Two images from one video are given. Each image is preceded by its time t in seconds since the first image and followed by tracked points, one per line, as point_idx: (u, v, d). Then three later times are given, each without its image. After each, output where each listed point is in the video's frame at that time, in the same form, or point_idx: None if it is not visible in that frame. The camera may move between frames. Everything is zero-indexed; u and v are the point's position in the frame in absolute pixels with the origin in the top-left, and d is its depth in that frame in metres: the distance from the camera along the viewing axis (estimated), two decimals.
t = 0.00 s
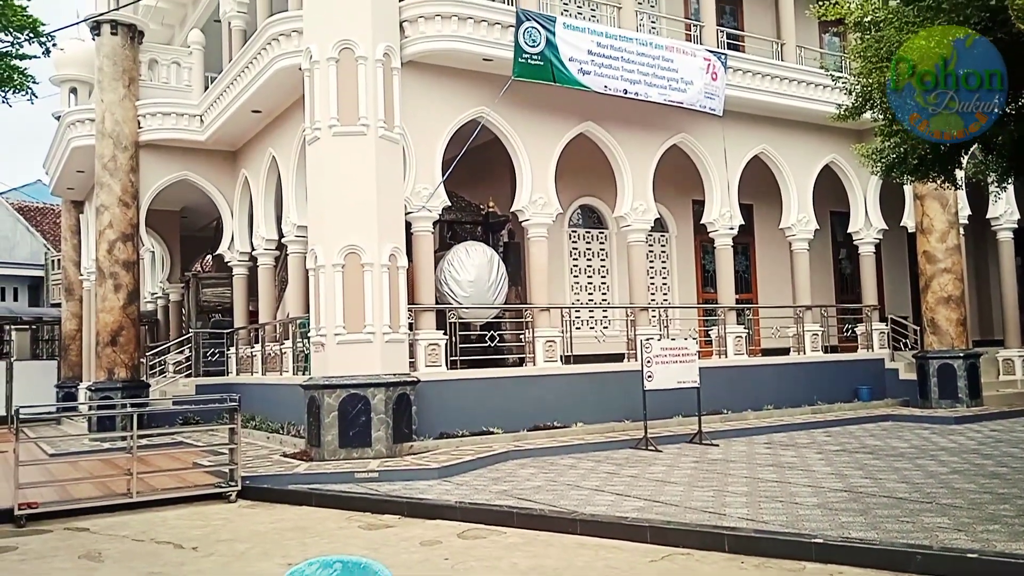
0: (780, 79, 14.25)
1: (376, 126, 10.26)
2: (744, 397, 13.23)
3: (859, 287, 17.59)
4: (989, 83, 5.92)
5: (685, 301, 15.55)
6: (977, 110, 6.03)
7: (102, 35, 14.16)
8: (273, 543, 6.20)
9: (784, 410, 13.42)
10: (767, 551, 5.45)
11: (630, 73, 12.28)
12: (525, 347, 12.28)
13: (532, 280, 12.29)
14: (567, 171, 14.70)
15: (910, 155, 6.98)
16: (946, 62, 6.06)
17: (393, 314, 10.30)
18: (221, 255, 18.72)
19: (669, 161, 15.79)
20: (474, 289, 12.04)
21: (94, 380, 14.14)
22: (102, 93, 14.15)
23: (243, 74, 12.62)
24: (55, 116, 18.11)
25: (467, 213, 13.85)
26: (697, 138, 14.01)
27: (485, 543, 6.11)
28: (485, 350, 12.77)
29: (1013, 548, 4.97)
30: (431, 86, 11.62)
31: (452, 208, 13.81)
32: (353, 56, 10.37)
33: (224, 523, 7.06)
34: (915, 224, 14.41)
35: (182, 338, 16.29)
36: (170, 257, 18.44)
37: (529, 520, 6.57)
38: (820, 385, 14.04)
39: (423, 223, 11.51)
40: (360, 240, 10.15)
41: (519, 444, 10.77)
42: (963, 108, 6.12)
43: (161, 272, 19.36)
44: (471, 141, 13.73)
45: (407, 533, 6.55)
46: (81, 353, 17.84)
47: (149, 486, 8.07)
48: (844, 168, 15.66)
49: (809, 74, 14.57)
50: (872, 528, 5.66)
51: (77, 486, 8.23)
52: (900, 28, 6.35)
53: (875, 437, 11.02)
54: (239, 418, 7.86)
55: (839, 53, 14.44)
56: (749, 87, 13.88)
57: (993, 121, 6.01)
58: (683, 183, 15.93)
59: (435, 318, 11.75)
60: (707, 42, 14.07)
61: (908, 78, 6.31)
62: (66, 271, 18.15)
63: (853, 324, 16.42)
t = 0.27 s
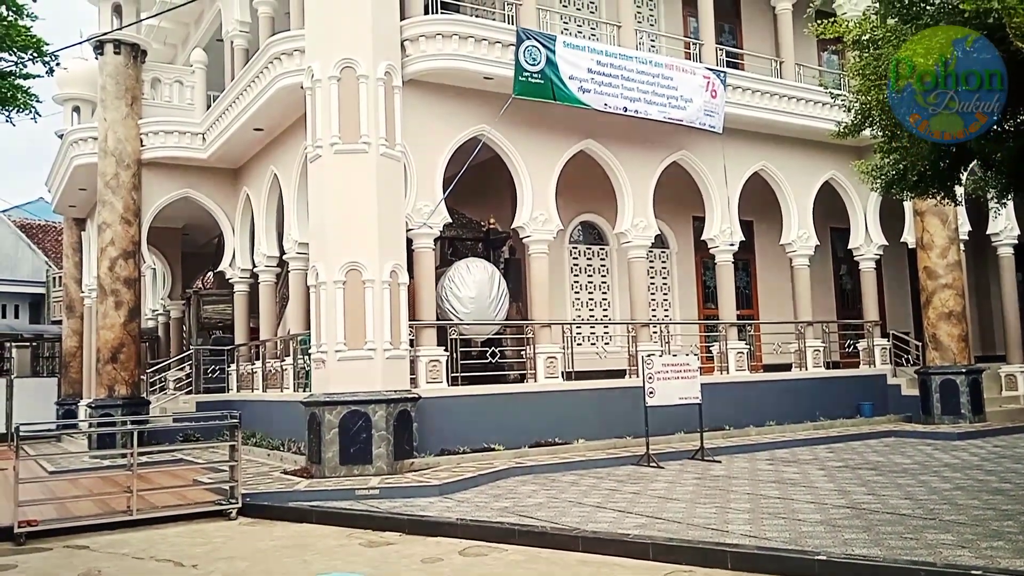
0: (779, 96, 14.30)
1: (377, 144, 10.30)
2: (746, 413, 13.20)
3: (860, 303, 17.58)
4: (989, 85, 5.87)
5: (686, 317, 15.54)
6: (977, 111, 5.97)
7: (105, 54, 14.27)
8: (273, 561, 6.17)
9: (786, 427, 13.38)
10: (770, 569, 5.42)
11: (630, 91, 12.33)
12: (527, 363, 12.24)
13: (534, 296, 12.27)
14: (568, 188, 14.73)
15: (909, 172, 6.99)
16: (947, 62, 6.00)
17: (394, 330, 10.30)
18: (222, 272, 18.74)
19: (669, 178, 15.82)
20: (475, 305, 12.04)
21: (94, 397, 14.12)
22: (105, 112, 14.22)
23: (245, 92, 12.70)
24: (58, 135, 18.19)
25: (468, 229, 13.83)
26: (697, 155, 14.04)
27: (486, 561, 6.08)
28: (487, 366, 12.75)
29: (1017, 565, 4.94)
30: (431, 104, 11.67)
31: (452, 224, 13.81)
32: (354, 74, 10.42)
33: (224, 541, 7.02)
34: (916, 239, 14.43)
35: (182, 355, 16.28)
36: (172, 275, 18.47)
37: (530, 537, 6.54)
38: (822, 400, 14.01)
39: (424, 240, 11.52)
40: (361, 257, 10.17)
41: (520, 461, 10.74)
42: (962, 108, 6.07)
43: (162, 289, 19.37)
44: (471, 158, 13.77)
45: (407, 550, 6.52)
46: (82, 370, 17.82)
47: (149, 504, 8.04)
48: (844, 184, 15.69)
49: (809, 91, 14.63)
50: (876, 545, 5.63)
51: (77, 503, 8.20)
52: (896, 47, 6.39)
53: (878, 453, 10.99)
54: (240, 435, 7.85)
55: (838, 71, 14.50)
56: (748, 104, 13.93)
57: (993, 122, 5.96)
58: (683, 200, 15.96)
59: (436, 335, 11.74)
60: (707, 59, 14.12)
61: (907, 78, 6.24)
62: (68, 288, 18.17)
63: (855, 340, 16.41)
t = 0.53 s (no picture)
0: (780, 107, 14.33)
1: (379, 156, 10.32)
2: (748, 424, 13.18)
3: (862, 314, 17.57)
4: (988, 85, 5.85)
5: (688, 328, 15.52)
6: (977, 110, 5.90)
7: (108, 66, 14.35)
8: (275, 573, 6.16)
9: (788, 438, 13.36)
10: None
11: (631, 103, 12.37)
12: (529, 375, 12.21)
13: (536, 308, 12.26)
14: (569, 199, 14.75)
15: (910, 183, 7.00)
16: (947, 61, 6.04)
17: (396, 341, 10.31)
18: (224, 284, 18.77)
19: (671, 190, 15.84)
20: (477, 316, 12.05)
21: (96, 410, 14.11)
22: (108, 124, 14.27)
23: (248, 104, 12.75)
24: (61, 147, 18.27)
25: (469, 241, 13.86)
26: (698, 166, 14.07)
27: (487, 573, 6.07)
28: (488, 378, 12.74)
29: None
30: (433, 116, 11.71)
31: (454, 236, 13.83)
32: (357, 86, 10.46)
33: (225, 553, 7.01)
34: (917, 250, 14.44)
35: (184, 367, 16.29)
36: (174, 286, 18.50)
37: (532, 549, 6.52)
38: (824, 412, 13.99)
39: (426, 251, 11.53)
40: (363, 268, 10.18)
41: (522, 472, 10.73)
42: (962, 107, 5.98)
43: (164, 301, 19.38)
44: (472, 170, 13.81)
45: (409, 562, 6.51)
46: (84, 382, 17.82)
47: (150, 516, 8.03)
48: (845, 195, 15.71)
49: (810, 102, 14.66)
50: (879, 557, 5.62)
51: (78, 516, 8.18)
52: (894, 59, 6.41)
53: (880, 465, 10.96)
54: (241, 447, 7.83)
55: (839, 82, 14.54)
56: (749, 115, 13.97)
57: (993, 122, 5.88)
58: (684, 211, 15.98)
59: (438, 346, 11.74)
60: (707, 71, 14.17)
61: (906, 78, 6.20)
62: (70, 299, 18.20)
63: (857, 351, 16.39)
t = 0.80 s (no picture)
0: (779, 120, 14.37)
1: (380, 169, 10.34)
2: (750, 437, 13.15)
3: (863, 326, 17.56)
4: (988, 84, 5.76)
5: (689, 340, 15.51)
6: (977, 110, 5.81)
7: (110, 81, 14.37)
8: None
9: (790, 450, 13.32)
10: None
11: (631, 115, 12.40)
12: (530, 388, 12.20)
13: (536, 320, 12.25)
14: (570, 212, 14.77)
15: (910, 195, 7.01)
16: (947, 61, 5.88)
17: (396, 354, 10.30)
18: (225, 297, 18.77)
19: (671, 202, 15.86)
20: (478, 329, 12.03)
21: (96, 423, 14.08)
22: (110, 138, 14.28)
23: (249, 118, 12.77)
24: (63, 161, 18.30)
25: (470, 253, 13.85)
26: (698, 179, 14.09)
27: None
28: (490, 390, 12.71)
29: None
30: (434, 129, 11.73)
31: (455, 249, 13.83)
32: (358, 100, 10.49)
33: (226, 568, 6.98)
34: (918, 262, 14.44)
35: (184, 381, 16.26)
36: (175, 300, 18.50)
37: (533, 563, 6.49)
38: (826, 424, 13.96)
39: (427, 264, 11.54)
40: (363, 281, 10.18)
41: (523, 486, 10.69)
42: (962, 108, 5.86)
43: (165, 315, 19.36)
44: (473, 183, 13.83)
45: None
46: (84, 396, 17.80)
47: (151, 531, 8.00)
48: (845, 207, 15.72)
49: (809, 115, 14.70)
50: (882, 571, 5.59)
51: (78, 531, 8.15)
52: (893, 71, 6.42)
53: (883, 477, 10.93)
54: (242, 461, 7.80)
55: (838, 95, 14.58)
56: (749, 128, 14.00)
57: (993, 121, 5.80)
58: (684, 223, 15.99)
59: (438, 359, 11.73)
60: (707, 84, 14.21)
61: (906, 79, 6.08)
62: (71, 313, 18.19)
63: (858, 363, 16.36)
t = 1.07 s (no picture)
0: (779, 132, 14.41)
1: (380, 182, 10.36)
2: (751, 449, 13.13)
3: (864, 337, 17.55)
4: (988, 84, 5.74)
5: (690, 352, 15.49)
6: (977, 110, 5.82)
7: (112, 94, 14.41)
8: None
9: (791, 462, 13.30)
10: None
11: (631, 128, 12.43)
12: (530, 400, 12.18)
13: (537, 331, 12.25)
14: (570, 224, 14.80)
15: (910, 207, 7.02)
16: (946, 62, 5.90)
17: (397, 366, 10.29)
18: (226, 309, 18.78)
19: (671, 214, 15.89)
20: (478, 340, 12.03)
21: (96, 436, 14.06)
22: (111, 151, 14.32)
23: (250, 131, 12.81)
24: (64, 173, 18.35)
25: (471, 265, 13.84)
26: (698, 191, 14.11)
27: None
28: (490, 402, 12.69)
29: None
30: (434, 141, 11.77)
31: (456, 261, 13.84)
32: (359, 113, 10.52)
33: None
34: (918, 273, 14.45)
35: (185, 393, 16.24)
36: (175, 312, 18.50)
37: None
38: (827, 435, 13.93)
39: (427, 276, 11.55)
40: (364, 293, 10.18)
41: (524, 498, 10.67)
42: (962, 108, 5.88)
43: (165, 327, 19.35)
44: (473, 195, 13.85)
45: None
46: (84, 409, 17.78)
47: (150, 543, 7.97)
48: (845, 219, 15.75)
49: (809, 127, 14.74)
50: None
51: (78, 544, 8.13)
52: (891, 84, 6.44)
53: (885, 489, 10.90)
54: (242, 473, 7.78)
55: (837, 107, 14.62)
56: (749, 140, 14.03)
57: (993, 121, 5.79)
58: (684, 235, 16.01)
59: (439, 370, 11.72)
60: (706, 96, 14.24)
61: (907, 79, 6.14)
62: (71, 325, 18.20)
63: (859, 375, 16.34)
